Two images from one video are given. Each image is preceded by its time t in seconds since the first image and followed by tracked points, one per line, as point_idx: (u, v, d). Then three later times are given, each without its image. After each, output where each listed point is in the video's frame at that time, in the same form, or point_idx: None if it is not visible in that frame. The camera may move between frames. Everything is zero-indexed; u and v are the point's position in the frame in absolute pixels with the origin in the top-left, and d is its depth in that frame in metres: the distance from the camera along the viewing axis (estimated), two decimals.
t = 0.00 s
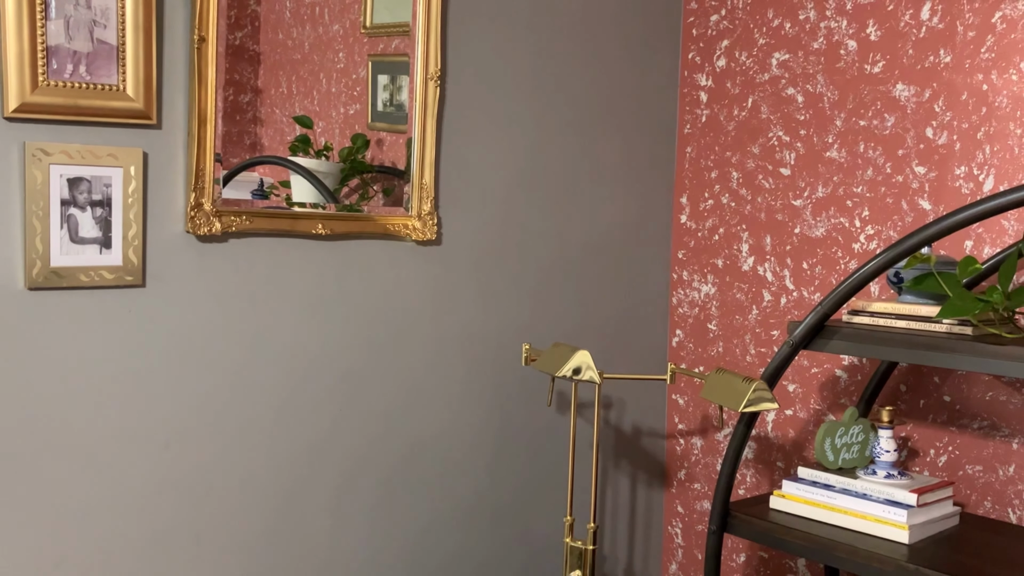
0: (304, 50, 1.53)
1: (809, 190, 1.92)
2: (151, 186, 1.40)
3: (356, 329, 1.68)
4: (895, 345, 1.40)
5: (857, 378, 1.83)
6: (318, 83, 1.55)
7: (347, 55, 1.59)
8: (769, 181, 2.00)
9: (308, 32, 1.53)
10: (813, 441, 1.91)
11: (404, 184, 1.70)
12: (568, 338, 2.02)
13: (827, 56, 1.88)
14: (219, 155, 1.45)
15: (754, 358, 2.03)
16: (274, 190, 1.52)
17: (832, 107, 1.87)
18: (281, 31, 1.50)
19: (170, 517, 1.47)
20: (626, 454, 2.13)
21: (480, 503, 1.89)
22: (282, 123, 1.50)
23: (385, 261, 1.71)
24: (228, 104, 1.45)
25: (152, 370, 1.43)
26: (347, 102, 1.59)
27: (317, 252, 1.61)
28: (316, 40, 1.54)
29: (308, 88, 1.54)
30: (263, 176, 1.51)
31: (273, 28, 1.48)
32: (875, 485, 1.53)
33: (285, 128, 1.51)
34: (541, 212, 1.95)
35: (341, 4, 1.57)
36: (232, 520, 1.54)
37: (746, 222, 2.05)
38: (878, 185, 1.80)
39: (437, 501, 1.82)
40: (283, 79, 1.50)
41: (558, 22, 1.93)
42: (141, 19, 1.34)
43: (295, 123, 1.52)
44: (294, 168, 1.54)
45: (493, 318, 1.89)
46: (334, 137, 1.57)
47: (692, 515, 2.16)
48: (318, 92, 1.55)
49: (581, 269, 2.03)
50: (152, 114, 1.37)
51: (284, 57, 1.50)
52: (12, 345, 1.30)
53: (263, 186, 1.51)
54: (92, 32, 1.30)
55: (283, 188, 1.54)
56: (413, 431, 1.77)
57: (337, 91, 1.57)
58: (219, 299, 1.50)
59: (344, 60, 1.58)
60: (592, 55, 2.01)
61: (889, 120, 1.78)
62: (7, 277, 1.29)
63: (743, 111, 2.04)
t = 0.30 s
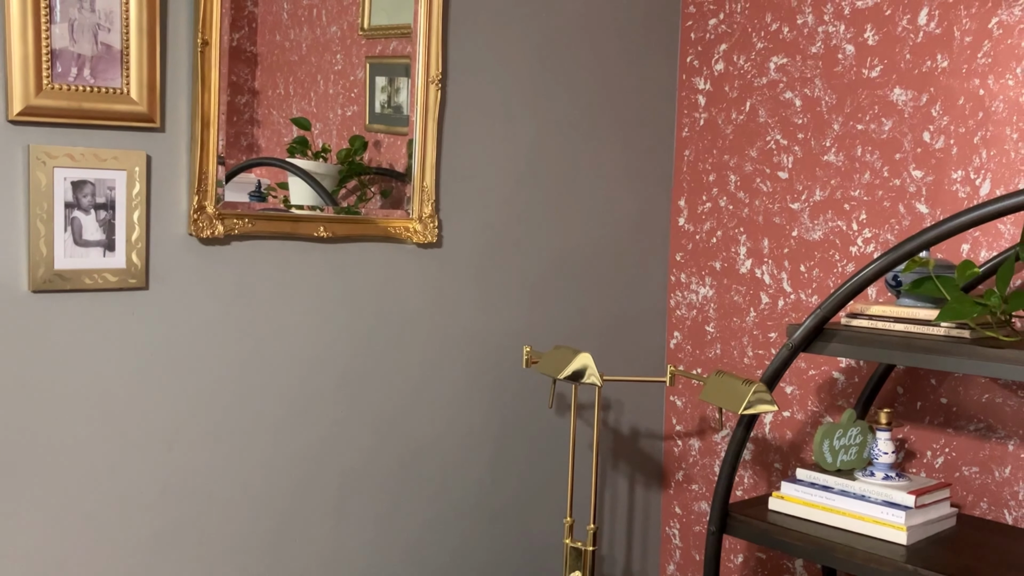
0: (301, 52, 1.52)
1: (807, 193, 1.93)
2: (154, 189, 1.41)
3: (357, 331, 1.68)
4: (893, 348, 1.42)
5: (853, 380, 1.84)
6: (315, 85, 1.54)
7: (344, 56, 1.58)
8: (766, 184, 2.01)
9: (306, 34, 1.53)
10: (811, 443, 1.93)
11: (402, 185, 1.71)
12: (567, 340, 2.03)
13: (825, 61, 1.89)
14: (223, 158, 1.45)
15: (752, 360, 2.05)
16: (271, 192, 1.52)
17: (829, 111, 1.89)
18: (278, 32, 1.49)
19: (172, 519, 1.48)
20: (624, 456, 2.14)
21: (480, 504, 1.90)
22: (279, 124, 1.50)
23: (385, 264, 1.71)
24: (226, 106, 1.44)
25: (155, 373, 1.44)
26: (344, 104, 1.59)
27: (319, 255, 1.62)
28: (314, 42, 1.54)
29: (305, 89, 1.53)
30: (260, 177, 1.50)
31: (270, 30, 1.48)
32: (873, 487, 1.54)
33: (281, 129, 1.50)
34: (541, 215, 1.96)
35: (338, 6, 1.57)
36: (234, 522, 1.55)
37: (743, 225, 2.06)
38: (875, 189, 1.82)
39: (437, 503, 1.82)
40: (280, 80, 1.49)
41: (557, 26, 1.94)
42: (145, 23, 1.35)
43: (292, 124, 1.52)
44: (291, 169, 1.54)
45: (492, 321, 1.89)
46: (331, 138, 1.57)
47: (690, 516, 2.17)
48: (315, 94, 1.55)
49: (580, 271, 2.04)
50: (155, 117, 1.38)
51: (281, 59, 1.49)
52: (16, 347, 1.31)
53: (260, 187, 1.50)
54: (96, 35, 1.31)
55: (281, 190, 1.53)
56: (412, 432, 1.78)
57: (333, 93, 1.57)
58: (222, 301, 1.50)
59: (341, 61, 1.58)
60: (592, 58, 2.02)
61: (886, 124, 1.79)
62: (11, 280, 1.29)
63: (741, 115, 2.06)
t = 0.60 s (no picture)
0: (300, 52, 1.52)
1: (807, 195, 1.94)
2: (160, 190, 1.41)
3: (360, 332, 1.69)
4: (895, 349, 1.43)
5: (853, 380, 1.85)
6: (314, 85, 1.54)
7: (343, 56, 1.59)
8: (766, 185, 2.02)
9: (305, 34, 1.53)
10: (811, 443, 1.94)
11: (401, 185, 1.71)
12: (567, 341, 2.04)
13: (825, 63, 1.91)
14: (229, 159, 1.46)
15: (752, 360, 2.06)
16: (270, 192, 1.52)
17: (830, 113, 1.90)
18: (277, 32, 1.50)
19: (177, 519, 1.48)
20: (625, 456, 2.15)
21: (482, 503, 1.91)
22: (277, 124, 1.50)
23: (389, 264, 1.72)
24: (231, 107, 1.45)
25: (161, 373, 1.44)
26: (343, 105, 1.58)
27: (323, 255, 1.63)
28: (313, 42, 1.54)
29: (303, 90, 1.53)
30: (259, 177, 1.50)
31: (269, 30, 1.49)
32: (874, 486, 1.55)
33: (280, 129, 1.50)
34: (543, 216, 1.97)
35: (338, 6, 1.56)
36: (239, 521, 1.55)
37: (743, 226, 2.07)
38: (875, 191, 1.83)
39: (439, 502, 1.83)
40: (279, 81, 1.50)
41: (559, 27, 1.95)
42: (152, 25, 1.35)
43: (290, 124, 1.52)
44: (291, 169, 1.54)
45: (494, 321, 1.90)
46: (330, 138, 1.57)
47: (690, 516, 2.18)
48: (314, 94, 1.54)
49: (581, 272, 2.05)
50: (162, 118, 1.38)
51: (279, 59, 1.50)
52: (23, 348, 1.31)
53: (258, 188, 1.50)
54: (103, 36, 1.31)
55: (280, 190, 1.53)
56: (415, 431, 1.78)
57: (332, 93, 1.57)
58: (227, 302, 1.51)
59: (340, 61, 1.58)
60: (593, 60, 2.03)
61: (886, 126, 1.81)
62: (18, 280, 1.30)
63: (741, 116, 2.07)
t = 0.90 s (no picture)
0: (301, 53, 1.52)
1: (808, 198, 1.96)
2: (170, 194, 1.42)
3: (366, 334, 1.70)
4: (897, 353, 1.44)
5: (855, 381, 1.87)
6: (314, 86, 1.54)
7: (344, 58, 1.58)
8: (768, 188, 2.04)
9: (305, 36, 1.53)
10: (812, 444, 1.96)
11: (402, 186, 1.71)
12: (570, 342, 2.05)
13: (827, 67, 1.92)
14: (238, 163, 1.47)
15: (753, 362, 2.07)
16: (272, 193, 1.52)
17: (832, 117, 1.91)
18: (277, 33, 1.49)
19: (187, 520, 1.49)
20: (627, 456, 2.17)
21: (486, 504, 1.92)
22: (277, 125, 1.50)
23: (395, 267, 1.73)
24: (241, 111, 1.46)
25: (171, 375, 1.45)
26: (344, 106, 1.58)
27: (330, 258, 1.64)
28: (314, 43, 1.54)
29: (304, 91, 1.53)
30: (260, 178, 1.50)
31: (270, 32, 1.48)
32: (876, 487, 1.57)
33: (280, 130, 1.50)
34: (547, 218, 1.98)
35: (338, 7, 1.57)
36: (247, 522, 1.56)
37: (745, 229, 2.09)
38: (877, 194, 1.85)
39: (444, 502, 1.84)
40: (279, 82, 1.50)
41: (563, 31, 1.97)
42: (163, 29, 1.36)
43: (292, 125, 1.51)
44: (292, 170, 1.54)
45: (498, 323, 1.91)
46: (331, 140, 1.57)
47: (691, 516, 2.20)
48: (314, 96, 1.54)
49: (584, 273, 2.07)
50: (172, 122, 1.39)
51: (280, 60, 1.50)
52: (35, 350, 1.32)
53: (260, 189, 1.51)
54: (115, 41, 1.32)
55: (282, 192, 1.54)
56: (420, 432, 1.79)
57: (333, 95, 1.57)
58: (235, 304, 1.52)
59: (341, 63, 1.58)
60: (596, 63, 2.04)
61: (888, 130, 1.82)
62: (31, 283, 1.31)
63: (743, 120, 2.08)
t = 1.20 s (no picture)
0: (305, 48, 1.52)
1: (816, 193, 1.97)
2: (186, 187, 1.43)
3: (378, 327, 1.71)
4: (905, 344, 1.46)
5: (861, 375, 1.88)
6: (319, 81, 1.54)
7: (349, 54, 1.59)
8: (775, 184, 2.05)
9: (310, 31, 1.53)
10: (818, 437, 1.97)
11: (407, 182, 1.71)
12: (578, 337, 2.07)
13: (834, 63, 1.93)
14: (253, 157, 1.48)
15: (760, 356, 2.09)
16: (277, 188, 1.53)
17: (839, 112, 1.93)
18: (282, 29, 1.49)
19: (202, 511, 1.50)
20: (634, 450, 2.18)
21: (495, 496, 1.93)
22: (281, 120, 1.51)
23: (406, 261, 1.74)
24: (258, 106, 1.47)
25: (186, 367, 1.46)
26: (349, 101, 1.59)
27: (343, 252, 1.65)
28: (318, 38, 1.54)
29: (309, 86, 1.53)
30: (264, 174, 1.50)
31: (274, 27, 1.48)
32: (885, 479, 1.58)
33: (284, 125, 1.51)
34: (555, 213, 2.00)
35: (344, 3, 1.57)
36: (261, 513, 1.58)
37: (752, 223, 2.10)
38: (884, 189, 1.86)
39: (454, 494, 1.86)
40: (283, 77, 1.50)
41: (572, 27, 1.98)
42: (179, 23, 1.36)
43: (297, 121, 1.53)
44: (298, 165, 1.55)
45: (507, 317, 1.93)
46: (336, 135, 1.58)
47: (698, 509, 2.21)
48: (319, 91, 1.55)
49: (592, 268, 2.08)
50: (188, 116, 1.40)
51: (284, 56, 1.50)
52: (54, 342, 1.33)
53: (266, 184, 1.51)
54: (132, 35, 1.32)
55: (287, 187, 1.54)
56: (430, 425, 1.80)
57: (338, 90, 1.57)
58: (249, 298, 1.53)
59: (346, 58, 1.58)
60: (604, 58, 2.05)
61: (895, 126, 1.84)
62: (49, 276, 1.32)
63: (751, 115, 2.09)
